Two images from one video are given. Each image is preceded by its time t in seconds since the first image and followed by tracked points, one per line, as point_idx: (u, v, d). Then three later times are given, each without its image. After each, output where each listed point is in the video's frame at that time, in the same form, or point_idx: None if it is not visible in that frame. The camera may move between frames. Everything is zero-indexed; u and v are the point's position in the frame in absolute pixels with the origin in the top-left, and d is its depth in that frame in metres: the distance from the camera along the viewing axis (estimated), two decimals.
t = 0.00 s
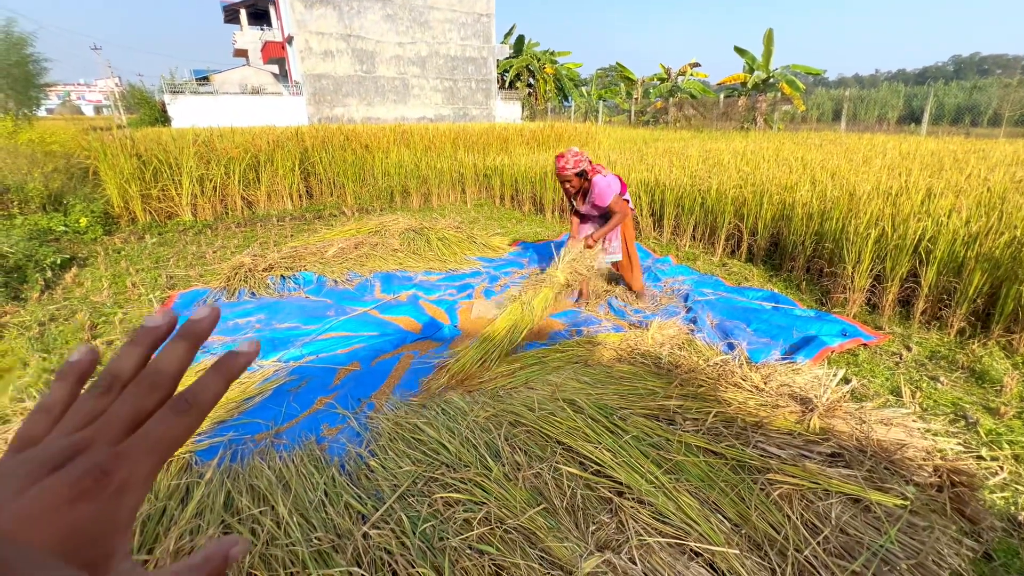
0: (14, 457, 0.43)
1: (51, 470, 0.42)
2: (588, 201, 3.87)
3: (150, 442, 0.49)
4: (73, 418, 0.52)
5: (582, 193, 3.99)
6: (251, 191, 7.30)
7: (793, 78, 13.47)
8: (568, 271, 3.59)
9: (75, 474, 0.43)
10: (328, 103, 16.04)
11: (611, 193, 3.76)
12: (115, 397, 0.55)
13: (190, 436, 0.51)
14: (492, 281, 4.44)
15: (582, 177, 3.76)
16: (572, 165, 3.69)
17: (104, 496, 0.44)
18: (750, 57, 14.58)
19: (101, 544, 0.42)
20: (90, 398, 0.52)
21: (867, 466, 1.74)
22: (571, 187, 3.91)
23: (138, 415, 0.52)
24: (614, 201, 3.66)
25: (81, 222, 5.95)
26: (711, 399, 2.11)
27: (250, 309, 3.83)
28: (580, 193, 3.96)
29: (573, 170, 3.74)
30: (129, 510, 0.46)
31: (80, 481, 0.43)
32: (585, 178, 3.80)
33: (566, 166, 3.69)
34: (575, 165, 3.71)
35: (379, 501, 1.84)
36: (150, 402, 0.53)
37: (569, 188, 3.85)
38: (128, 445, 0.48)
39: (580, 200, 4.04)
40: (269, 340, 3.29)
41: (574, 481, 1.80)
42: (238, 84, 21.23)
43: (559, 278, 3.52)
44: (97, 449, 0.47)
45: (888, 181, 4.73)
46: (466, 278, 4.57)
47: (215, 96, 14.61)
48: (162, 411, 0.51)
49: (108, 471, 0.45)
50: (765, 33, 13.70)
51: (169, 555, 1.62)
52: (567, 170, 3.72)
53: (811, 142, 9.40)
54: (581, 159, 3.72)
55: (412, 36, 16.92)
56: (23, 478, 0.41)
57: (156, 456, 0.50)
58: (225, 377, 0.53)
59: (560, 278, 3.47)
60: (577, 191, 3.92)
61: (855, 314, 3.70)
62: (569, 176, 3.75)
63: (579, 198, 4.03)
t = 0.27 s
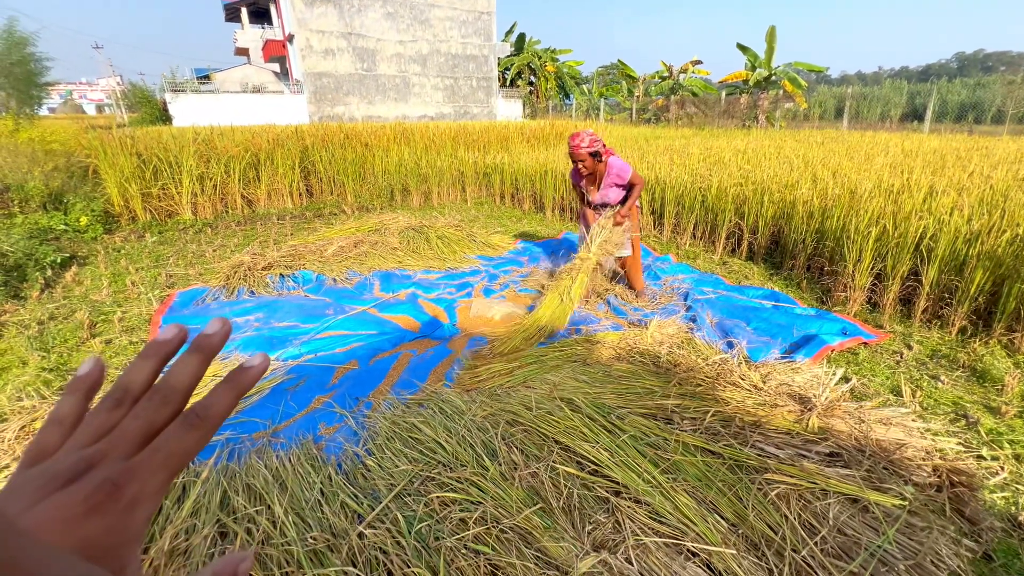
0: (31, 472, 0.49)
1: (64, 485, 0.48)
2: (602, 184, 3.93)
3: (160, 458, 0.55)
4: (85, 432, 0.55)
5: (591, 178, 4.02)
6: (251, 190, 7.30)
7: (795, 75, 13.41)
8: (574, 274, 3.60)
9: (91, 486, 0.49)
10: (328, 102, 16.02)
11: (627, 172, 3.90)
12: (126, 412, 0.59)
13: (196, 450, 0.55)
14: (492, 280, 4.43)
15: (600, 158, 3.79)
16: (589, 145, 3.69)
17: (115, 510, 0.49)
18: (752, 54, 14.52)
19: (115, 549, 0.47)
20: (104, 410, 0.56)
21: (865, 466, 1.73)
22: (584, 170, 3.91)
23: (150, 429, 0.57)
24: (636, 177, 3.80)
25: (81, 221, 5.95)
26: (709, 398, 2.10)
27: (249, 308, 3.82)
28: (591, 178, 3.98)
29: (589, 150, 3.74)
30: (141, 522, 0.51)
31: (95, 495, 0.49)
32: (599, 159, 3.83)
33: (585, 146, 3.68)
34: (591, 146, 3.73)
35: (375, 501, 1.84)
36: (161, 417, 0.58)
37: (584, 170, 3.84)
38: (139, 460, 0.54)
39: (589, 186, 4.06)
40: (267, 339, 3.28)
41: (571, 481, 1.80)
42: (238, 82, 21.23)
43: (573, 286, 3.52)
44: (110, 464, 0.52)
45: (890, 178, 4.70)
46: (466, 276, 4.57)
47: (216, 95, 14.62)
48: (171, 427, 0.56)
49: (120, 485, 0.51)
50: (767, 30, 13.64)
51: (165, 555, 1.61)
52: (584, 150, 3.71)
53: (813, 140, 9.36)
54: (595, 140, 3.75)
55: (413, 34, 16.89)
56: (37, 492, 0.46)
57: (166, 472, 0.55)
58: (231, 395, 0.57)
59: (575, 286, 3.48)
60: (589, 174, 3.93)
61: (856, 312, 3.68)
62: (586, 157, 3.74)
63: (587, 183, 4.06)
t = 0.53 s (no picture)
0: (5, 483, 0.47)
1: (39, 496, 0.46)
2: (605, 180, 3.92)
3: (138, 467, 0.54)
4: (60, 441, 0.53)
5: (594, 173, 4.01)
6: (251, 188, 7.29)
7: (796, 75, 13.38)
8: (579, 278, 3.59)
9: (66, 497, 0.48)
10: (329, 101, 16.01)
11: (631, 171, 3.89)
12: (104, 420, 0.58)
13: (178, 459, 0.55)
14: (491, 280, 4.42)
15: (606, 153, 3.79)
16: (596, 138, 3.69)
17: (92, 520, 0.48)
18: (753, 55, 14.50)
19: (97, 555, 0.46)
20: (80, 419, 0.55)
21: (863, 468, 1.72)
22: (588, 164, 3.90)
23: (128, 437, 0.56)
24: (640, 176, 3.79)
25: (80, 219, 5.94)
26: (707, 400, 2.09)
27: (247, 307, 3.81)
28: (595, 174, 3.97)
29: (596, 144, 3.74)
30: (119, 535, 0.50)
31: (72, 504, 0.47)
32: (605, 154, 3.83)
33: (592, 139, 3.67)
34: (598, 140, 3.72)
35: (370, 501, 1.83)
36: (139, 424, 0.57)
37: (590, 163, 3.83)
38: (117, 470, 0.52)
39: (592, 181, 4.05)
40: (265, 338, 3.27)
41: (567, 482, 1.79)
42: (239, 81, 21.23)
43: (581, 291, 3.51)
44: (86, 474, 0.51)
45: (890, 179, 4.69)
46: (465, 276, 4.55)
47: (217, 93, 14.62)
48: (151, 436, 0.55)
49: (96, 497, 0.49)
50: (769, 30, 13.60)
51: (157, 556, 1.60)
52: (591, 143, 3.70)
53: (813, 140, 9.35)
54: (603, 135, 3.76)
55: (414, 33, 16.87)
56: (14, 502, 0.44)
57: (145, 481, 0.53)
58: (213, 401, 0.56)
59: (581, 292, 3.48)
60: (593, 169, 3.92)
61: (856, 313, 3.66)
62: (592, 150, 3.73)
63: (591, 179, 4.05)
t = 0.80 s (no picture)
0: None
1: None
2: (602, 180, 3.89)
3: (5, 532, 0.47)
4: None
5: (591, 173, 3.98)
6: (250, 186, 7.27)
7: (798, 76, 13.37)
8: (574, 277, 3.57)
9: None
10: (330, 99, 16.00)
11: (628, 173, 3.85)
12: None
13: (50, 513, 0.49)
14: (489, 280, 4.40)
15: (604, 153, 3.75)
16: (594, 138, 3.66)
17: None
18: (755, 56, 14.49)
19: None
20: None
21: (860, 475, 1.70)
22: (586, 164, 3.87)
23: None
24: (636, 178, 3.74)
25: (78, 216, 5.92)
26: (704, 403, 2.08)
27: (243, 305, 3.80)
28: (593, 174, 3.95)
29: (594, 144, 3.71)
30: None
31: None
32: (602, 155, 3.80)
33: (589, 139, 3.65)
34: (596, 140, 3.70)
35: (363, 504, 1.81)
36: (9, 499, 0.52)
37: (587, 163, 3.80)
38: None
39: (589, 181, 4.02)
40: (261, 338, 3.26)
41: (562, 486, 1.77)
42: (240, 79, 21.22)
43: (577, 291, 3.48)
44: None
45: (890, 183, 4.68)
46: (462, 276, 4.54)
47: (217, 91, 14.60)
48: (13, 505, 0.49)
49: None
50: (771, 32, 13.59)
51: (146, 558, 1.58)
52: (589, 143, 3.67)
53: (814, 143, 9.34)
54: (601, 135, 3.73)
55: (415, 32, 16.86)
56: None
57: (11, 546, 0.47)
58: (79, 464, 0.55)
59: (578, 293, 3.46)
60: (590, 169, 3.90)
61: (854, 317, 3.65)
62: (590, 150, 3.71)
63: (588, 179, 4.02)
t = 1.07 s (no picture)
0: None
1: None
2: (600, 182, 3.79)
3: None
4: None
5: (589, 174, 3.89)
6: (248, 184, 7.21)
7: (800, 81, 13.34)
8: (573, 283, 3.51)
9: None
10: (331, 97, 15.93)
11: (627, 174, 3.75)
12: None
13: None
14: (488, 283, 4.35)
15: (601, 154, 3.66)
16: (591, 138, 3.58)
17: None
18: (757, 60, 14.47)
19: None
20: None
21: (869, 494, 1.65)
22: (584, 165, 3.78)
23: None
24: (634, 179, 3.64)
25: (72, 212, 5.85)
26: (708, 416, 2.02)
27: (238, 306, 3.74)
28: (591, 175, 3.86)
29: (591, 144, 3.63)
30: None
31: None
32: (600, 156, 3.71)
33: (586, 139, 3.56)
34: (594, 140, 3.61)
35: (356, 518, 1.76)
36: None
37: (584, 164, 3.72)
38: None
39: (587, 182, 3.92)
40: (255, 340, 3.20)
41: (561, 501, 1.72)
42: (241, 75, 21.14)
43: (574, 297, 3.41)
44: None
45: (895, 190, 4.63)
46: (461, 279, 4.49)
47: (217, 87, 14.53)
48: None
49: None
50: (774, 35, 13.56)
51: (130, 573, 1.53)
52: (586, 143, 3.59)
53: (816, 148, 9.30)
54: (599, 136, 3.64)
55: (417, 31, 16.81)
56: None
57: None
58: None
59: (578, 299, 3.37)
60: (589, 170, 3.81)
61: (858, 326, 3.60)
62: (587, 150, 3.62)
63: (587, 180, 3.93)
